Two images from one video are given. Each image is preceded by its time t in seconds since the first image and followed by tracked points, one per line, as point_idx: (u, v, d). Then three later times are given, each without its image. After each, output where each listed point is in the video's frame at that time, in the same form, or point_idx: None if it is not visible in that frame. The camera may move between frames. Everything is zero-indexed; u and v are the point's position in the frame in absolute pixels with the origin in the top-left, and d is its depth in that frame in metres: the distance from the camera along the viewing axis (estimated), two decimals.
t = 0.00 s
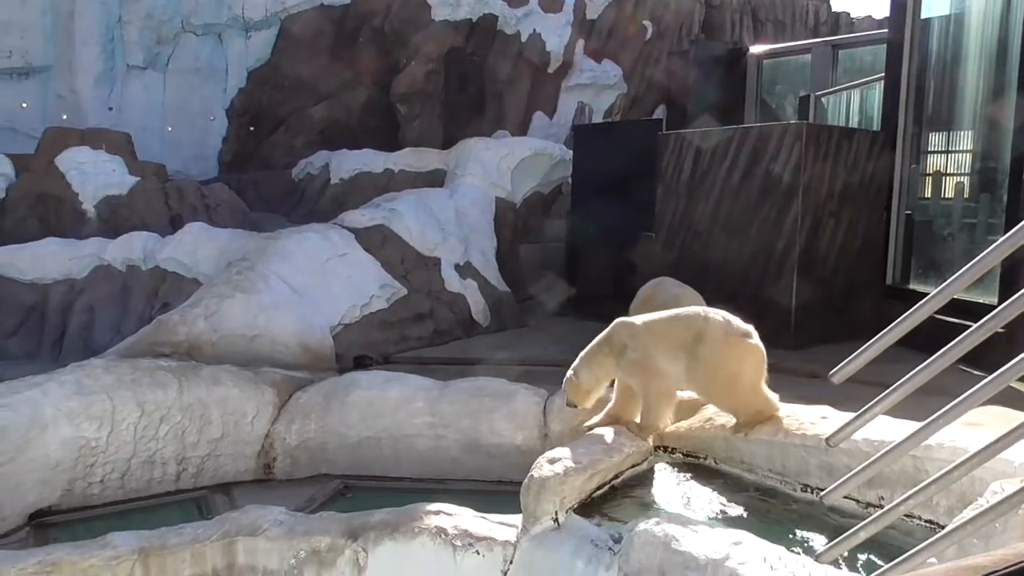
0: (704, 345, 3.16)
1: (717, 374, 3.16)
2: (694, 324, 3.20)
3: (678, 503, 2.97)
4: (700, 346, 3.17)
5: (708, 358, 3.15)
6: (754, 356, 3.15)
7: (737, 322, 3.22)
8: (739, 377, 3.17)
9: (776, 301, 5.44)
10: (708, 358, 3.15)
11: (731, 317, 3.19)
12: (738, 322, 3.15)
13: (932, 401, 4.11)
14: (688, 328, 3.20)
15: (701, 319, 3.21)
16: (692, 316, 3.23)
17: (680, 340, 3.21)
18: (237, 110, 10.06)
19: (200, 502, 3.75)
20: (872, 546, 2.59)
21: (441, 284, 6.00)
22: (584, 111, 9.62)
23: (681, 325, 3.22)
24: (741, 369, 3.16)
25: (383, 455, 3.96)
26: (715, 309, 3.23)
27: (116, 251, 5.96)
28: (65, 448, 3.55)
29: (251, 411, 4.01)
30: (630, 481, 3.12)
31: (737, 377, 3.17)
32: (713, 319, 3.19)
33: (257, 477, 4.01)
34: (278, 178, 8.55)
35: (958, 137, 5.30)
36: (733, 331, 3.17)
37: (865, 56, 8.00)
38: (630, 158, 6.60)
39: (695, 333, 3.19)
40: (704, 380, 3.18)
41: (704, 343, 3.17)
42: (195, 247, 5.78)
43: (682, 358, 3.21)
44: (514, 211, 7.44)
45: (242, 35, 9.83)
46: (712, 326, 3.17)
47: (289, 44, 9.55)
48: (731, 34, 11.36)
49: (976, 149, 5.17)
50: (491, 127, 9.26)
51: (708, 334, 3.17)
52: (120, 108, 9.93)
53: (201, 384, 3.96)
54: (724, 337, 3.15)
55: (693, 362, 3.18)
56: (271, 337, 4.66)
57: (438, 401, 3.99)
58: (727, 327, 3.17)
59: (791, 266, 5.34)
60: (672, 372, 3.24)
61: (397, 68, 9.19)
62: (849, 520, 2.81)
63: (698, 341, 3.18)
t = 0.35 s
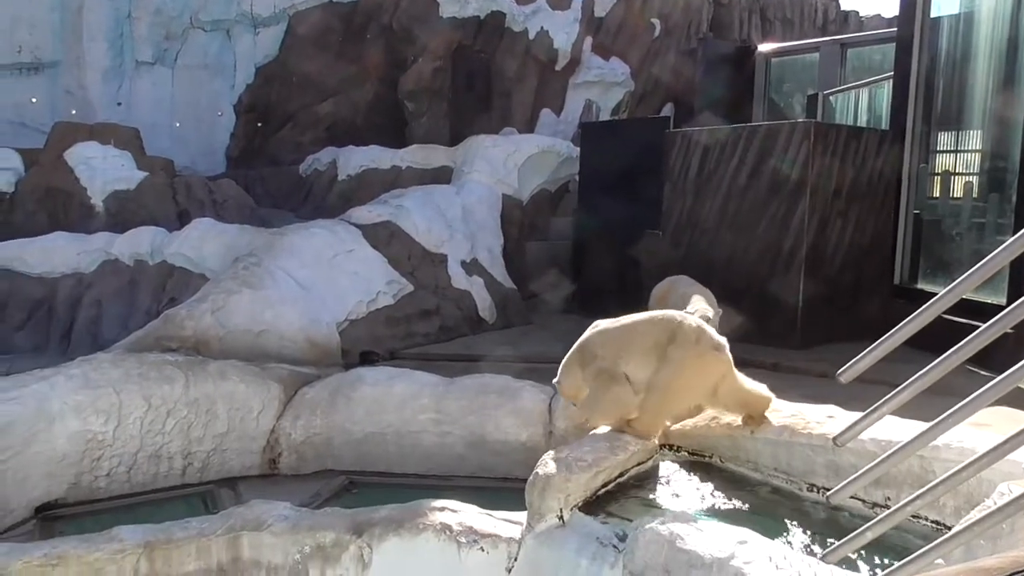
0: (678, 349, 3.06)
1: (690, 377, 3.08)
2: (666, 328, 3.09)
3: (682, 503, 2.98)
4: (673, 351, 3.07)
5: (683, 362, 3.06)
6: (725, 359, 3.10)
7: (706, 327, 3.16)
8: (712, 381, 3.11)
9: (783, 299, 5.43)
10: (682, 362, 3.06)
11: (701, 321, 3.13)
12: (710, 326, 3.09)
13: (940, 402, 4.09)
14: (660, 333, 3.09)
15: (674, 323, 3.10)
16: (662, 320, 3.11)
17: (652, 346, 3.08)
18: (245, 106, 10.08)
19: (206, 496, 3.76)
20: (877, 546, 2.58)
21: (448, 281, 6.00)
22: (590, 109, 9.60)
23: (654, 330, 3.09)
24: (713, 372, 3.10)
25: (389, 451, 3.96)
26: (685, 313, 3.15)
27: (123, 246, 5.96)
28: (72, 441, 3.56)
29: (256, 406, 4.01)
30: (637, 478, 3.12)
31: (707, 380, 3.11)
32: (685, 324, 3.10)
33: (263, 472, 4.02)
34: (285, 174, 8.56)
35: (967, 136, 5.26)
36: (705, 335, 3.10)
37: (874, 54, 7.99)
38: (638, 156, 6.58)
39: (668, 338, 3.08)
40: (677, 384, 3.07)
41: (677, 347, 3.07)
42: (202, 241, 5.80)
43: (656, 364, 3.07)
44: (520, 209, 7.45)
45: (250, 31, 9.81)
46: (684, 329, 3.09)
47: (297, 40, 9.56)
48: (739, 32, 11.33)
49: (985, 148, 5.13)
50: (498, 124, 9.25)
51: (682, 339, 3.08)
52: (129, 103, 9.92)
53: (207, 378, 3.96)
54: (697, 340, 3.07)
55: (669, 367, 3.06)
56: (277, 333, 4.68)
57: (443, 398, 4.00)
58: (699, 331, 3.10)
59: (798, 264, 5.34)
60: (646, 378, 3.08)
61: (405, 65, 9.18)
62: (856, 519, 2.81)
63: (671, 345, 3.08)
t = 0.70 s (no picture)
0: (640, 342, 3.09)
1: (658, 366, 3.11)
2: (626, 325, 3.13)
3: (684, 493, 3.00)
4: (636, 345, 3.10)
5: (647, 354, 3.08)
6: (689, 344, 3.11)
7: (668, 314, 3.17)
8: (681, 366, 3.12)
9: (787, 292, 5.42)
10: (646, 355, 3.08)
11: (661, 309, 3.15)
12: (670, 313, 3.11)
13: (943, 396, 4.10)
14: (622, 330, 3.14)
15: (634, 317, 3.14)
16: (622, 317, 3.14)
17: (616, 344, 3.13)
18: (247, 95, 10.08)
19: (210, 486, 3.77)
20: (879, 539, 2.59)
21: (451, 273, 6.00)
22: (595, 100, 9.66)
23: (615, 329, 3.14)
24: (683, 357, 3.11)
25: (390, 442, 3.96)
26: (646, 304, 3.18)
27: (126, 237, 5.97)
28: (75, 431, 3.56)
29: (259, 396, 4.03)
30: (637, 470, 3.16)
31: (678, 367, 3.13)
32: (645, 316, 3.13)
33: (266, 462, 4.02)
34: (288, 164, 8.56)
35: (974, 130, 5.23)
36: (666, 323, 3.12)
37: (881, 48, 8.00)
38: (642, 147, 6.56)
39: (630, 334, 3.11)
40: (648, 375, 3.12)
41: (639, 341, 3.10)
42: (205, 231, 5.82)
43: (623, 361, 3.11)
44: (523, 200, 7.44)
45: (253, 19, 9.77)
46: (645, 320, 3.12)
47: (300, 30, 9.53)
48: (744, 24, 11.27)
49: (992, 142, 5.11)
50: (502, 116, 9.23)
51: (643, 331, 3.10)
52: (132, 93, 9.96)
53: (210, 368, 3.99)
54: (656, 329, 3.09)
55: (636, 362, 3.09)
56: (280, 323, 4.67)
57: (445, 389, 4.01)
58: (661, 320, 3.12)
59: (803, 258, 5.33)
60: (618, 376, 3.15)
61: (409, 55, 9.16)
62: (857, 513, 2.81)
63: (634, 340, 3.10)
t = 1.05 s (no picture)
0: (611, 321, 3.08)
1: (633, 342, 3.11)
2: (594, 306, 3.12)
3: (681, 458, 3.00)
4: (607, 323, 3.09)
5: (619, 331, 3.07)
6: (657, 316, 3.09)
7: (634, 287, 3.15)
8: (653, 337, 3.11)
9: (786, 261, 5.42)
10: (618, 332, 3.08)
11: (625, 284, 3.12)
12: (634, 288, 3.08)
13: (940, 364, 4.11)
14: (592, 311, 3.13)
15: (602, 299, 3.12)
16: (590, 299, 3.14)
17: (588, 326, 3.13)
18: (243, 61, 9.97)
19: (209, 452, 3.79)
20: (871, 505, 2.60)
21: (449, 241, 5.98)
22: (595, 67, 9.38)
23: (585, 312, 3.14)
24: (653, 328, 3.10)
25: (389, 408, 3.98)
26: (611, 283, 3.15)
27: (122, 204, 5.90)
28: (73, 398, 3.57)
29: (258, 364, 4.02)
30: (635, 436, 3.18)
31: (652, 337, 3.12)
32: (612, 295, 3.11)
33: (265, 429, 4.05)
34: (285, 131, 8.49)
35: (976, 99, 5.23)
36: (633, 298, 3.09)
37: (886, 14, 7.63)
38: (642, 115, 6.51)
39: (600, 315, 3.11)
40: (623, 352, 3.12)
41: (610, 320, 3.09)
42: (202, 198, 5.84)
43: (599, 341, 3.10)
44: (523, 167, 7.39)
45: None
46: (613, 298, 3.10)
47: None
48: None
49: (994, 112, 5.12)
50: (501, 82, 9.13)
51: (611, 310, 3.09)
52: (124, 57, 9.96)
53: (208, 336, 3.98)
54: (624, 306, 3.07)
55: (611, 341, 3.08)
56: (278, 291, 4.68)
57: (444, 356, 4.01)
58: (628, 296, 3.10)
59: (802, 226, 5.32)
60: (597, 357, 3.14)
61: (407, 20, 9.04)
62: (852, 479, 2.83)
63: (605, 320, 3.09)
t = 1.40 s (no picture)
0: (564, 317, 3.23)
1: (587, 334, 3.24)
2: (546, 303, 3.25)
3: (681, 421, 3.02)
4: (560, 317, 3.24)
5: (572, 324, 3.22)
6: (607, 301, 3.23)
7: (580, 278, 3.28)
8: (610, 322, 3.25)
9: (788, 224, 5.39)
10: (574, 323, 3.23)
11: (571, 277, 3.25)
12: (578, 281, 3.21)
13: (941, 329, 4.12)
14: (544, 308, 3.27)
15: (553, 296, 3.25)
16: (542, 298, 3.28)
17: (542, 325, 3.27)
18: (238, 23, 9.84)
19: (211, 416, 3.81)
20: (870, 470, 2.62)
21: (449, 205, 5.95)
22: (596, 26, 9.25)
23: (539, 310, 3.27)
24: (604, 313, 3.23)
25: (390, 373, 4.00)
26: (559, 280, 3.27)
27: (118, 167, 5.86)
28: (75, 362, 3.59)
29: (258, 328, 4.02)
30: (633, 401, 3.21)
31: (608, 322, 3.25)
32: (560, 292, 3.24)
33: (266, 392, 4.06)
34: (281, 94, 8.40)
35: (981, 61, 5.16)
36: (580, 290, 3.22)
37: None
38: (643, 77, 6.43)
39: (553, 313, 3.25)
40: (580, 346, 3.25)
41: (564, 314, 3.24)
42: (200, 161, 5.78)
43: (557, 335, 3.26)
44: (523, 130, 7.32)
45: None
46: (562, 292, 3.24)
47: None
48: None
49: (998, 73, 5.06)
50: (500, 44, 9.02)
51: (563, 305, 3.23)
52: (118, 19, 9.70)
53: (208, 300, 3.96)
54: (572, 301, 3.21)
55: (569, 333, 3.24)
56: (278, 255, 4.68)
57: (445, 320, 4.01)
58: (576, 288, 3.23)
59: (804, 189, 5.28)
60: (561, 350, 3.28)
61: None
62: (851, 443, 2.85)
63: (558, 317, 3.25)
